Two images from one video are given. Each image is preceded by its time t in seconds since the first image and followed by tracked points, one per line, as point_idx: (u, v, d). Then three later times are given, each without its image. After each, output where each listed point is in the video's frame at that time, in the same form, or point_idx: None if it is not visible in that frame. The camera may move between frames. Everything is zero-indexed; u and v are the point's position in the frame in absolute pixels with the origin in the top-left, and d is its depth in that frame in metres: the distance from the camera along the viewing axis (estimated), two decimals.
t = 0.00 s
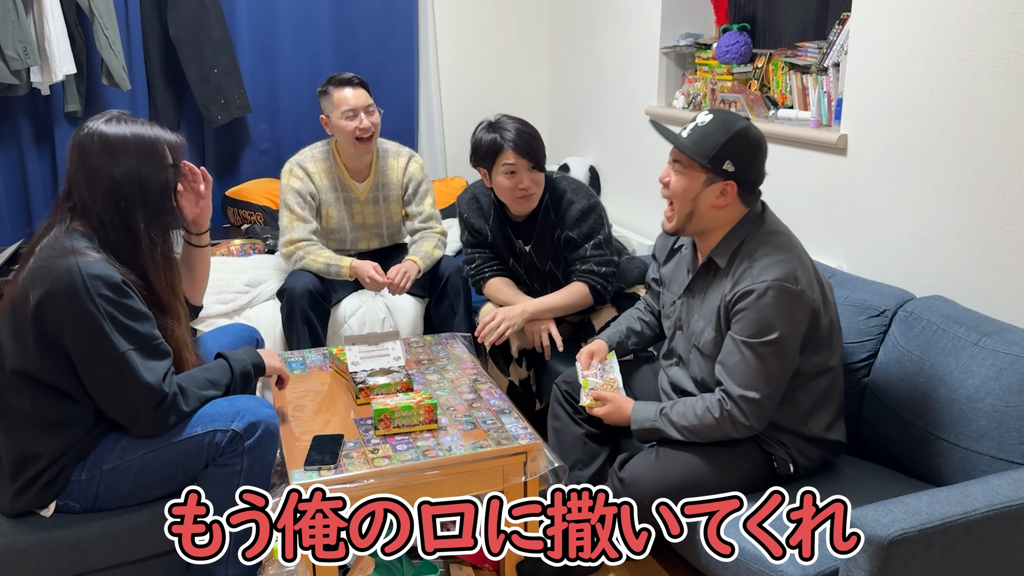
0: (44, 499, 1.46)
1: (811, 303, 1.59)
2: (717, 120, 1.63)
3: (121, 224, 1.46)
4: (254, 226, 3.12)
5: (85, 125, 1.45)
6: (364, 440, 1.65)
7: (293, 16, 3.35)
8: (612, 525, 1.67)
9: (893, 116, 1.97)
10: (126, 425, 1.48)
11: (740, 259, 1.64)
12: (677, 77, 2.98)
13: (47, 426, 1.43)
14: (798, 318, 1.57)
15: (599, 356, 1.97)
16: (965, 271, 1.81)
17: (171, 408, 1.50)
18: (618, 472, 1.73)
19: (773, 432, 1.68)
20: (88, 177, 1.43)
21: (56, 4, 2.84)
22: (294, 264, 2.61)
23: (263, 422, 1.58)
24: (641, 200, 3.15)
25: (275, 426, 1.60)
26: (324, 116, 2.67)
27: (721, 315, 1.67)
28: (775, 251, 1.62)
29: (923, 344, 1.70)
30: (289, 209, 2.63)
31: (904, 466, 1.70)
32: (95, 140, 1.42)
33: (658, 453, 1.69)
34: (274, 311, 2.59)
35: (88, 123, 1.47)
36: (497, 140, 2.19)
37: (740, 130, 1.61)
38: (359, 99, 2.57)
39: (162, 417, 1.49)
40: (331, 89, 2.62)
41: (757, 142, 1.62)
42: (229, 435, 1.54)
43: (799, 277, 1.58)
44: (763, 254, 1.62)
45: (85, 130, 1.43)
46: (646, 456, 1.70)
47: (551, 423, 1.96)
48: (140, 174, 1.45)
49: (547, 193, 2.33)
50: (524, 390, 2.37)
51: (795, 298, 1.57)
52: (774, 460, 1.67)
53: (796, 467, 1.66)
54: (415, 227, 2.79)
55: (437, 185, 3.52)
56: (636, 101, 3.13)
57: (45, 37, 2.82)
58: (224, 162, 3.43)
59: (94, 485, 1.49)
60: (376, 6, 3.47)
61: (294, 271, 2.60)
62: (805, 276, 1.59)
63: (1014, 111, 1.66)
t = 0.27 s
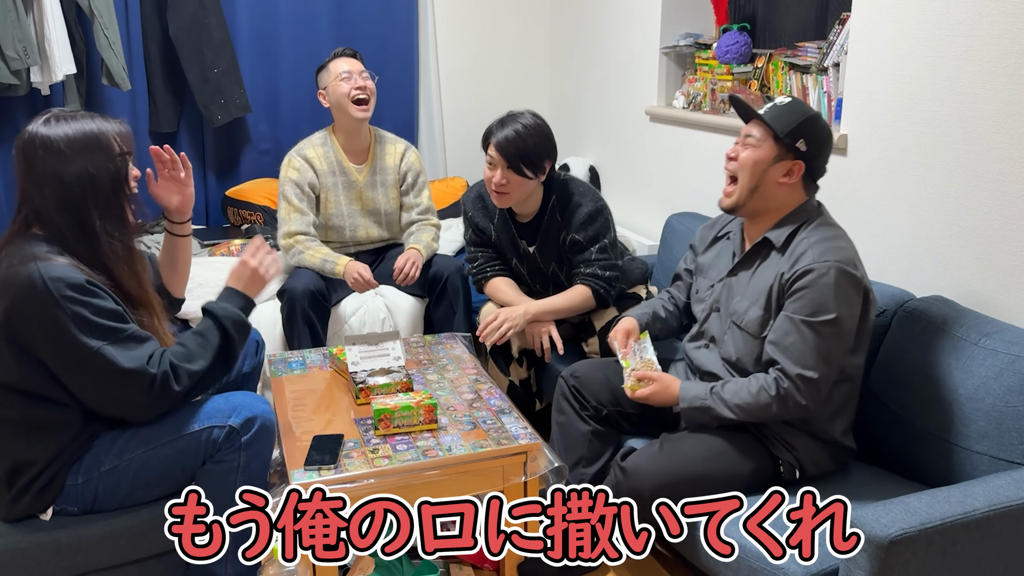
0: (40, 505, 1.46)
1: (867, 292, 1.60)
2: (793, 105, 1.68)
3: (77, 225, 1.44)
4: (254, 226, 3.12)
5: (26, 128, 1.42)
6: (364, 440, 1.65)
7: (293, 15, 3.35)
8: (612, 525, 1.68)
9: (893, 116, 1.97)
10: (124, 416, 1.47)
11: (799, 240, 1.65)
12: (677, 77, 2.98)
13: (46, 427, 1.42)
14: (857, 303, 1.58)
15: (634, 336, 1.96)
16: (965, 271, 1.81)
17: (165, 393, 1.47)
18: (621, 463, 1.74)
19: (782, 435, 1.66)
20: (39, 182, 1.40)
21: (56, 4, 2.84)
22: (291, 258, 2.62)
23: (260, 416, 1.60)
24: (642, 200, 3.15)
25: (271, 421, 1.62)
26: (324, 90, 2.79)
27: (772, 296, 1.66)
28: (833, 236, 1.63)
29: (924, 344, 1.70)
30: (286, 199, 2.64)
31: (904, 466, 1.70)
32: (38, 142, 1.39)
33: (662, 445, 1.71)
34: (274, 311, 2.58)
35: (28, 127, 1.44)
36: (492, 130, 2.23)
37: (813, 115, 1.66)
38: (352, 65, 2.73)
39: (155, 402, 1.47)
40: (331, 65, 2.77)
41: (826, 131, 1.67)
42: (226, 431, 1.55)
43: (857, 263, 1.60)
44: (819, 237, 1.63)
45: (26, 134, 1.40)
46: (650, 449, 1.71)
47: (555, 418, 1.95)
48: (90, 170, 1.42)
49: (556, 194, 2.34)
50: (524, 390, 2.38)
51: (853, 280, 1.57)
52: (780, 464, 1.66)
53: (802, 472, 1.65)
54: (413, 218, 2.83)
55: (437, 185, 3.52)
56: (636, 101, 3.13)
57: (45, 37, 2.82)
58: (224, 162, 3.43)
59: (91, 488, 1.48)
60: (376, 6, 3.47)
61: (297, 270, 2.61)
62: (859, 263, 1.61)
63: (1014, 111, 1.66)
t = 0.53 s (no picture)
0: (37, 509, 1.45)
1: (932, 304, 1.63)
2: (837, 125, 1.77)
3: (39, 233, 1.42)
4: (254, 226, 3.12)
5: None
6: (364, 440, 1.65)
7: (293, 16, 3.35)
8: (612, 525, 1.69)
9: (893, 116, 1.97)
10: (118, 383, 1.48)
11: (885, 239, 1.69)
12: (677, 77, 2.98)
13: (45, 427, 1.42)
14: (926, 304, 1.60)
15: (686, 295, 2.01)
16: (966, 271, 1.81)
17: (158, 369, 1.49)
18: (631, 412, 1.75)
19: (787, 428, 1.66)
20: None
21: (56, 3, 2.84)
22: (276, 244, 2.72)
23: (255, 414, 1.60)
24: (642, 200, 3.15)
25: (266, 418, 1.62)
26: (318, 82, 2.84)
27: (842, 282, 1.69)
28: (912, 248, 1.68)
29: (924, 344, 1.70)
30: (277, 189, 2.72)
31: (905, 466, 1.70)
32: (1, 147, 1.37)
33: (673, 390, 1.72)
34: (274, 310, 2.58)
35: None
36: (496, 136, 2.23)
37: (857, 130, 1.75)
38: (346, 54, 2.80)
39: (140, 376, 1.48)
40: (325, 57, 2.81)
41: (875, 143, 1.75)
42: (223, 429, 1.55)
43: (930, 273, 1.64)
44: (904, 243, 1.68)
45: None
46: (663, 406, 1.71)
47: (565, 414, 1.92)
48: (51, 175, 1.40)
49: (566, 198, 2.31)
50: (524, 390, 2.40)
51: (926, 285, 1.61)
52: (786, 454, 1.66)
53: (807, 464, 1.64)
54: (407, 210, 2.93)
55: (437, 185, 3.51)
56: (636, 101, 3.13)
57: (45, 37, 2.82)
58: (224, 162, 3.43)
59: (88, 490, 1.48)
60: (376, 6, 3.47)
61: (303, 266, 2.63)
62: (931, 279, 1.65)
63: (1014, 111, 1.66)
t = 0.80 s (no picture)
0: (36, 509, 1.45)
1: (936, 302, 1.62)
2: (839, 133, 1.76)
3: (32, 236, 1.43)
4: (254, 226, 3.12)
5: None
6: (364, 440, 1.65)
7: (293, 16, 3.35)
8: (612, 525, 1.69)
9: (893, 116, 1.97)
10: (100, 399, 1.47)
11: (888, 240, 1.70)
12: (677, 78, 2.98)
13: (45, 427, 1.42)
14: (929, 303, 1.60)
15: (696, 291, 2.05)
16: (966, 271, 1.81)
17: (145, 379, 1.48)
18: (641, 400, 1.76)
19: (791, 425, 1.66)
20: None
21: (56, 4, 2.84)
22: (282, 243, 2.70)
23: (252, 415, 1.59)
24: (642, 200, 3.15)
25: (264, 420, 1.60)
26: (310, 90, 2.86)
27: (844, 281, 1.70)
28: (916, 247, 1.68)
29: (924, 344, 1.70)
30: (277, 192, 2.72)
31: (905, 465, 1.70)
32: None
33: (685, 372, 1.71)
34: (275, 309, 2.58)
35: None
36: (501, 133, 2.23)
37: (860, 138, 1.73)
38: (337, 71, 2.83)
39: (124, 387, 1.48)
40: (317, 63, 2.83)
41: (879, 150, 1.72)
42: (219, 431, 1.54)
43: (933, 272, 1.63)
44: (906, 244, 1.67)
45: None
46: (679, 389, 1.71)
47: (568, 412, 1.92)
48: (46, 179, 1.41)
49: (574, 197, 2.32)
50: (524, 390, 2.40)
51: (928, 286, 1.61)
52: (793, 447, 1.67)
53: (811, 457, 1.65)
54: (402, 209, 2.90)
55: (438, 185, 3.51)
56: (636, 101, 3.13)
57: (45, 37, 2.82)
58: (224, 162, 3.43)
59: (85, 491, 1.49)
60: (376, 6, 3.47)
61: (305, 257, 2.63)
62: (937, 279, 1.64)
63: (1014, 111, 1.66)
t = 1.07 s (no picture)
0: (36, 508, 1.45)
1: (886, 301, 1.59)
2: (775, 132, 1.67)
3: (40, 232, 1.43)
4: (254, 226, 3.12)
5: None
6: (364, 440, 1.65)
7: (293, 16, 3.35)
8: (612, 525, 1.70)
9: (893, 116, 1.97)
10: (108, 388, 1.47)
11: (821, 248, 1.65)
12: (677, 77, 2.98)
13: (46, 426, 1.42)
14: (875, 309, 1.56)
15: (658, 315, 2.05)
16: (966, 271, 1.81)
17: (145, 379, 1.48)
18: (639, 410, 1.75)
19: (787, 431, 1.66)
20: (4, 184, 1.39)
21: (56, 4, 2.84)
22: (285, 244, 2.69)
23: (253, 414, 1.59)
24: (642, 200, 3.15)
25: (265, 419, 1.61)
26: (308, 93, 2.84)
27: (788, 301, 1.67)
28: (853, 246, 1.63)
29: (923, 344, 1.70)
30: (278, 191, 2.72)
31: (905, 465, 1.70)
32: (8, 145, 1.39)
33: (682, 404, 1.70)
34: (275, 310, 2.58)
35: None
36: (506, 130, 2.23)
37: (790, 143, 1.64)
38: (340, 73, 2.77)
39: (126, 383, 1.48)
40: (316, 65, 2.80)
41: (808, 155, 1.63)
42: (221, 430, 1.55)
43: (876, 274, 1.58)
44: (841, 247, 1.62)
45: None
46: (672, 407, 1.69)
47: (575, 399, 1.93)
48: (57, 176, 1.42)
49: (582, 194, 2.32)
50: (525, 390, 2.39)
51: (872, 290, 1.56)
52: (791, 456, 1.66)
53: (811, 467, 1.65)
54: (401, 209, 2.89)
55: (437, 185, 3.51)
56: (636, 101, 3.13)
57: (45, 37, 2.82)
58: (224, 162, 3.43)
59: (86, 489, 1.49)
60: (376, 6, 3.47)
61: (307, 261, 2.63)
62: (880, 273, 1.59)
63: (1014, 111, 1.66)
